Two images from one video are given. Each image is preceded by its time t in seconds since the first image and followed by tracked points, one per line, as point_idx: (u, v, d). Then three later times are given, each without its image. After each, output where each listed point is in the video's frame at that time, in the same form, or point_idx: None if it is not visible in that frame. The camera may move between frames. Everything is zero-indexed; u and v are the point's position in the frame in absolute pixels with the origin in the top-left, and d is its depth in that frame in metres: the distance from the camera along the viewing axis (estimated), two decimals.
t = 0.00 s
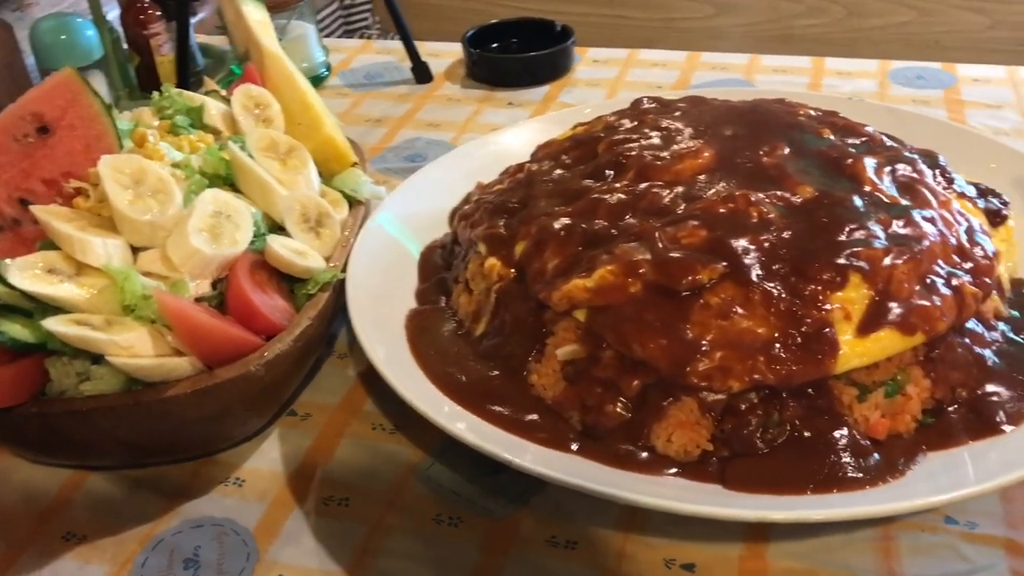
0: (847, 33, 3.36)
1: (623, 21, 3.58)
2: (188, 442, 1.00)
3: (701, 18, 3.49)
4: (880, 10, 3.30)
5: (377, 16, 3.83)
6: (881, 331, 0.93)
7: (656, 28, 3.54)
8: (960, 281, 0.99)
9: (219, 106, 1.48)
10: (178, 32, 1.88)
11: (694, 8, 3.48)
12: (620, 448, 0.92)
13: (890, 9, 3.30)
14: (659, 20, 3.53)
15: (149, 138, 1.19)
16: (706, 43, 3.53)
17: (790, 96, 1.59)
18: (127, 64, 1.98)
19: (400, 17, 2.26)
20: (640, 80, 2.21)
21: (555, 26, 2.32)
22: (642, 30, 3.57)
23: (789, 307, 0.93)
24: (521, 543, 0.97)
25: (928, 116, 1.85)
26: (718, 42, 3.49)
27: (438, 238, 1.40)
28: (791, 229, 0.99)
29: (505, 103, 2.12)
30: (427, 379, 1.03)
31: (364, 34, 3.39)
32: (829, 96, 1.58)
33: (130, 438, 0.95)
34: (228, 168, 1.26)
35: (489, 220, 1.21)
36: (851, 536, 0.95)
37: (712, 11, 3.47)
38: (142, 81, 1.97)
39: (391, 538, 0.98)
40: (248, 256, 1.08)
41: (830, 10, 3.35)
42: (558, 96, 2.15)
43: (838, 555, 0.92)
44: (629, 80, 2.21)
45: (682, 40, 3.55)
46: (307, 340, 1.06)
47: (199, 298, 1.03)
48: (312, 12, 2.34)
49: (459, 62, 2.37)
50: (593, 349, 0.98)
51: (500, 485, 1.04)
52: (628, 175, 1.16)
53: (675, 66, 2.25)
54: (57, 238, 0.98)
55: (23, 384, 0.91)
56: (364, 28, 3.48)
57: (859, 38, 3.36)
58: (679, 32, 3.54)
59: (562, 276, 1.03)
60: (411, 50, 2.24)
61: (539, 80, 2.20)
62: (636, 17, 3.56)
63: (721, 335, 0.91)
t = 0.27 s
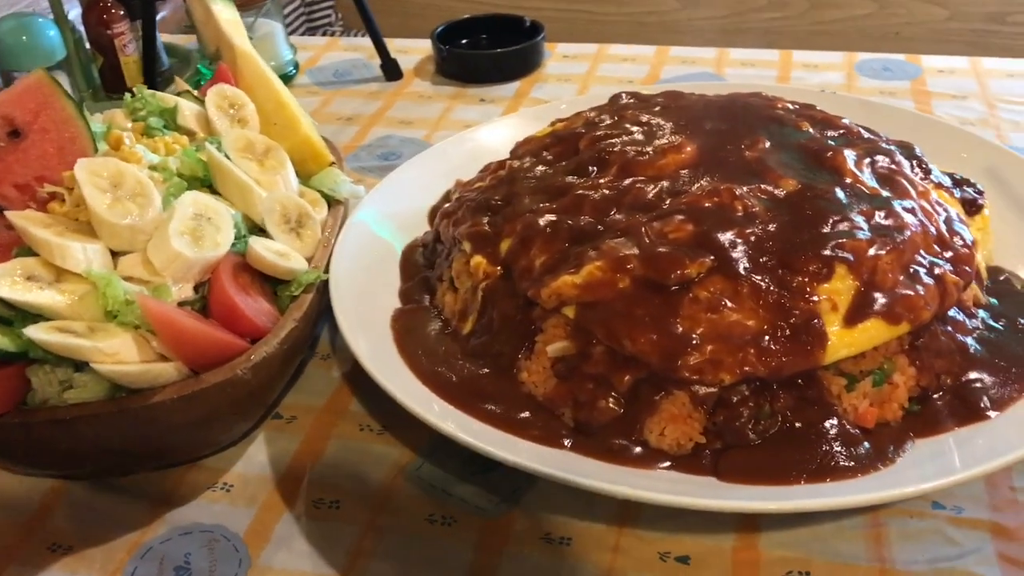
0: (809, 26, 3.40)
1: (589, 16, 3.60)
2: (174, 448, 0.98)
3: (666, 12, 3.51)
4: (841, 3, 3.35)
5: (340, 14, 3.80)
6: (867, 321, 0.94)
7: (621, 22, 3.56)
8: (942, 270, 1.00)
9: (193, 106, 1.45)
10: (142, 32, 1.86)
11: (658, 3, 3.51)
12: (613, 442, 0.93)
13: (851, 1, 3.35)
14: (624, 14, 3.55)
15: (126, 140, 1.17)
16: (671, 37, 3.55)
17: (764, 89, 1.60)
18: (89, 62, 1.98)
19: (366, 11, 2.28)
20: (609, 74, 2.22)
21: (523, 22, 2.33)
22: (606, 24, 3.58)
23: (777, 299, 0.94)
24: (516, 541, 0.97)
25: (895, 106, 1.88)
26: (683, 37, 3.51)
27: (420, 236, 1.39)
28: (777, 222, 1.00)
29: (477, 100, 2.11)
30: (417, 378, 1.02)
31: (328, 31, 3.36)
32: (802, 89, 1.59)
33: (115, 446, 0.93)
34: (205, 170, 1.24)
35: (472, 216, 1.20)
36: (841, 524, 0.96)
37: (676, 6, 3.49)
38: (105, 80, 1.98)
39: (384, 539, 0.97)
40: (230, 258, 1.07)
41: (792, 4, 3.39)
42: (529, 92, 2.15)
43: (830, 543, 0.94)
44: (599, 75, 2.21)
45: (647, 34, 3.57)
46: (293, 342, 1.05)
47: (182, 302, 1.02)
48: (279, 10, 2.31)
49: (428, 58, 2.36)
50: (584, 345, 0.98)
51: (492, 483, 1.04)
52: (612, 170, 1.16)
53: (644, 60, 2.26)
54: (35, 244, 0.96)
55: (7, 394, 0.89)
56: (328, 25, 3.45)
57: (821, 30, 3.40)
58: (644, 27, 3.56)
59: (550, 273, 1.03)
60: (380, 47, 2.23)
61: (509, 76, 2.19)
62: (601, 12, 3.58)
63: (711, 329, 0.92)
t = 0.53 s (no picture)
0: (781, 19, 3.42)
1: (561, 12, 3.59)
2: (168, 454, 0.97)
3: (639, 7, 3.52)
4: None
5: (312, 12, 3.78)
6: (859, 312, 0.96)
7: (594, 17, 3.57)
8: (930, 261, 1.02)
9: (175, 109, 1.43)
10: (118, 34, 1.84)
11: None
12: (611, 438, 0.93)
13: None
14: (597, 10, 3.54)
15: (111, 145, 1.16)
16: (644, 31, 3.56)
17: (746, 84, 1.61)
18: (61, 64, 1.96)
19: (343, 8, 2.28)
20: (588, 70, 2.22)
21: (500, 19, 2.33)
22: (579, 20, 3.59)
23: (770, 292, 0.95)
24: (516, 538, 0.97)
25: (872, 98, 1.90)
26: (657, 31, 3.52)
27: (408, 236, 1.38)
28: (767, 215, 1.01)
29: (456, 98, 2.11)
30: (413, 379, 1.02)
31: (300, 30, 3.33)
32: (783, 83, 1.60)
33: (109, 453, 0.92)
34: (192, 174, 1.23)
35: (462, 215, 1.20)
36: (837, 513, 0.97)
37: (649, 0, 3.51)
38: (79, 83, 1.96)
39: (384, 539, 0.97)
40: (220, 261, 1.06)
41: None
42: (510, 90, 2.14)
43: (826, 532, 0.95)
44: (578, 71, 2.22)
45: (620, 30, 3.58)
46: (286, 345, 1.04)
47: (174, 307, 1.01)
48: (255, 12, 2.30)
49: (406, 57, 2.36)
50: (580, 341, 0.99)
51: (490, 481, 1.04)
52: (601, 166, 1.17)
53: (621, 56, 2.27)
54: (24, 251, 0.95)
55: None
56: (300, 24, 3.42)
57: (793, 23, 3.43)
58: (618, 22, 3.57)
59: (543, 270, 1.03)
60: (358, 46, 2.22)
61: (488, 74, 2.20)
62: (574, 7, 3.58)
63: (705, 323, 0.93)
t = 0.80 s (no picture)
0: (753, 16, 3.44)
1: (535, 13, 3.60)
2: (167, 463, 0.97)
3: (611, 7, 3.53)
4: None
5: (285, 17, 3.76)
6: (852, 305, 0.97)
7: (567, 17, 3.58)
8: (918, 253, 1.04)
9: (160, 117, 1.42)
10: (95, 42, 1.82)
11: None
12: (612, 435, 0.94)
13: None
14: (569, 10, 3.56)
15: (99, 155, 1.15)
16: (617, 31, 3.58)
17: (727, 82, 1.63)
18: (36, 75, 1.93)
19: (320, 11, 2.27)
20: (567, 70, 2.23)
21: (478, 21, 2.33)
22: (552, 20, 3.60)
23: (765, 288, 0.96)
24: (519, 537, 0.97)
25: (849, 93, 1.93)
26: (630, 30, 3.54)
27: (399, 239, 1.38)
28: (758, 212, 1.03)
29: (437, 101, 2.12)
30: (411, 382, 1.03)
31: (273, 35, 3.31)
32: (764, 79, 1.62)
33: (107, 465, 0.91)
34: (181, 182, 1.22)
35: (454, 217, 1.20)
36: (834, 503, 0.98)
37: None
38: (54, 93, 1.93)
39: (387, 542, 0.97)
40: (213, 269, 1.06)
41: None
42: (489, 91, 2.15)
43: (824, 522, 0.96)
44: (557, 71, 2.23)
45: (594, 29, 3.60)
46: (282, 351, 1.04)
47: (168, 316, 1.01)
48: (232, 18, 2.29)
49: (384, 60, 2.35)
50: (578, 340, 1.00)
51: (490, 481, 1.04)
52: (591, 166, 1.17)
53: (599, 56, 2.28)
54: (16, 264, 0.95)
55: None
56: (273, 29, 3.40)
57: (764, 20, 3.45)
58: (591, 21, 3.58)
59: (538, 271, 1.04)
60: (336, 50, 2.22)
61: (468, 76, 2.20)
62: (546, 7, 3.59)
63: (701, 320, 0.94)
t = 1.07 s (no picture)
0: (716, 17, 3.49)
1: (501, 17, 3.62)
2: (162, 474, 0.97)
3: (576, 11, 3.56)
4: None
5: (250, 25, 3.74)
6: (832, 299, 1.00)
7: (533, 21, 3.60)
8: (892, 247, 1.07)
9: (140, 129, 1.42)
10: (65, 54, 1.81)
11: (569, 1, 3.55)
12: (603, 433, 0.96)
13: None
14: (534, 14, 3.59)
15: (84, 169, 1.15)
16: (582, 34, 3.61)
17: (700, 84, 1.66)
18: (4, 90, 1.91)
19: (291, 20, 2.28)
20: (538, 74, 2.26)
21: (448, 27, 2.35)
22: (519, 25, 3.62)
23: (748, 285, 0.99)
24: (515, 536, 0.99)
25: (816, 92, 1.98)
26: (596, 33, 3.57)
27: (382, 245, 1.39)
28: (739, 212, 1.05)
29: (411, 107, 2.13)
30: (403, 386, 1.04)
31: (239, 43, 3.30)
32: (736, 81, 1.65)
33: (102, 478, 0.92)
34: (166, 194, 1.22)
35: (439, 223, 1.22)
36: (819, 492, 1.01)
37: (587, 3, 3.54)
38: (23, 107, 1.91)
39: (386, 546, 0.98)
40: (203, 281, 1.06)
41: None
42: (462, 96, 2.17)
43: (811, 511, 0.99)
44: (528, 75, 2.26)
45: (560, 33, 3.63)
46: (273, 360, 1.05)
47: (161, 328, 1.01)
48: (203, 27, 2.28)
49: (356, 67, 2.36)
50: (567, 341, 1.02)
51: (483, 482, 1.06)
52: (573, 170, 1.19)
53: (570, 60, 2.31)
54: (6, 279, 0.94)
55: None
56: (239, 37, 3.38)
57: (727, 21, 3.50)
58: (557, 25, 3.61)
59: (526, 274, 1.06)
60: (308, 58, 2.22)
61: (440, 81, 2.22)
62: (512, 12, 3.61)
63: (688, 318, 0.96)
